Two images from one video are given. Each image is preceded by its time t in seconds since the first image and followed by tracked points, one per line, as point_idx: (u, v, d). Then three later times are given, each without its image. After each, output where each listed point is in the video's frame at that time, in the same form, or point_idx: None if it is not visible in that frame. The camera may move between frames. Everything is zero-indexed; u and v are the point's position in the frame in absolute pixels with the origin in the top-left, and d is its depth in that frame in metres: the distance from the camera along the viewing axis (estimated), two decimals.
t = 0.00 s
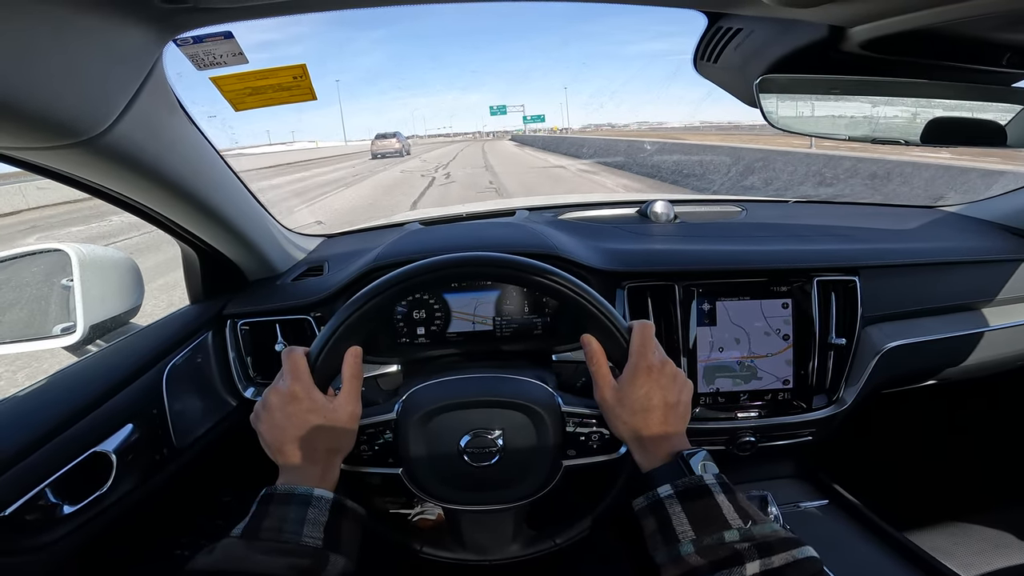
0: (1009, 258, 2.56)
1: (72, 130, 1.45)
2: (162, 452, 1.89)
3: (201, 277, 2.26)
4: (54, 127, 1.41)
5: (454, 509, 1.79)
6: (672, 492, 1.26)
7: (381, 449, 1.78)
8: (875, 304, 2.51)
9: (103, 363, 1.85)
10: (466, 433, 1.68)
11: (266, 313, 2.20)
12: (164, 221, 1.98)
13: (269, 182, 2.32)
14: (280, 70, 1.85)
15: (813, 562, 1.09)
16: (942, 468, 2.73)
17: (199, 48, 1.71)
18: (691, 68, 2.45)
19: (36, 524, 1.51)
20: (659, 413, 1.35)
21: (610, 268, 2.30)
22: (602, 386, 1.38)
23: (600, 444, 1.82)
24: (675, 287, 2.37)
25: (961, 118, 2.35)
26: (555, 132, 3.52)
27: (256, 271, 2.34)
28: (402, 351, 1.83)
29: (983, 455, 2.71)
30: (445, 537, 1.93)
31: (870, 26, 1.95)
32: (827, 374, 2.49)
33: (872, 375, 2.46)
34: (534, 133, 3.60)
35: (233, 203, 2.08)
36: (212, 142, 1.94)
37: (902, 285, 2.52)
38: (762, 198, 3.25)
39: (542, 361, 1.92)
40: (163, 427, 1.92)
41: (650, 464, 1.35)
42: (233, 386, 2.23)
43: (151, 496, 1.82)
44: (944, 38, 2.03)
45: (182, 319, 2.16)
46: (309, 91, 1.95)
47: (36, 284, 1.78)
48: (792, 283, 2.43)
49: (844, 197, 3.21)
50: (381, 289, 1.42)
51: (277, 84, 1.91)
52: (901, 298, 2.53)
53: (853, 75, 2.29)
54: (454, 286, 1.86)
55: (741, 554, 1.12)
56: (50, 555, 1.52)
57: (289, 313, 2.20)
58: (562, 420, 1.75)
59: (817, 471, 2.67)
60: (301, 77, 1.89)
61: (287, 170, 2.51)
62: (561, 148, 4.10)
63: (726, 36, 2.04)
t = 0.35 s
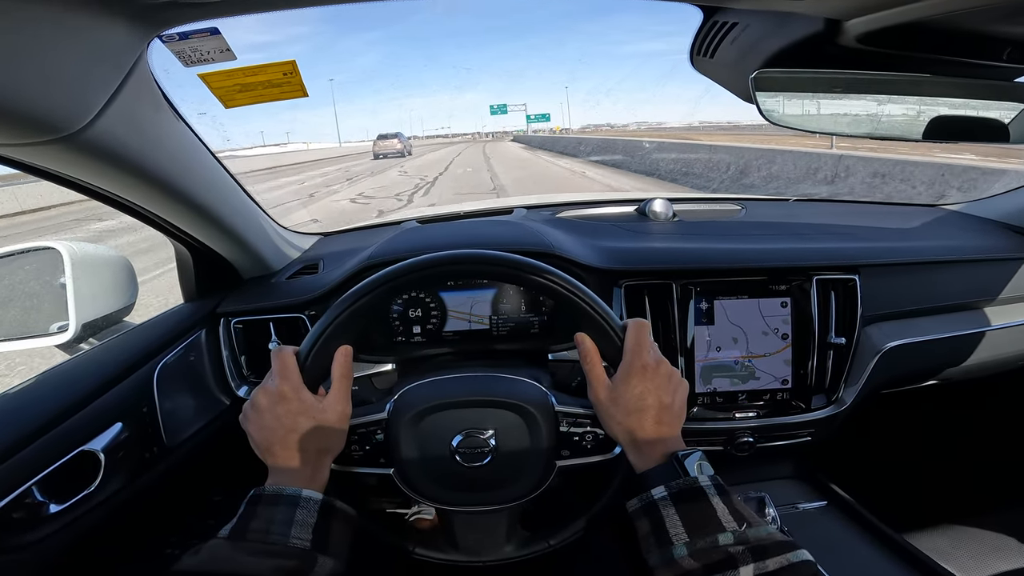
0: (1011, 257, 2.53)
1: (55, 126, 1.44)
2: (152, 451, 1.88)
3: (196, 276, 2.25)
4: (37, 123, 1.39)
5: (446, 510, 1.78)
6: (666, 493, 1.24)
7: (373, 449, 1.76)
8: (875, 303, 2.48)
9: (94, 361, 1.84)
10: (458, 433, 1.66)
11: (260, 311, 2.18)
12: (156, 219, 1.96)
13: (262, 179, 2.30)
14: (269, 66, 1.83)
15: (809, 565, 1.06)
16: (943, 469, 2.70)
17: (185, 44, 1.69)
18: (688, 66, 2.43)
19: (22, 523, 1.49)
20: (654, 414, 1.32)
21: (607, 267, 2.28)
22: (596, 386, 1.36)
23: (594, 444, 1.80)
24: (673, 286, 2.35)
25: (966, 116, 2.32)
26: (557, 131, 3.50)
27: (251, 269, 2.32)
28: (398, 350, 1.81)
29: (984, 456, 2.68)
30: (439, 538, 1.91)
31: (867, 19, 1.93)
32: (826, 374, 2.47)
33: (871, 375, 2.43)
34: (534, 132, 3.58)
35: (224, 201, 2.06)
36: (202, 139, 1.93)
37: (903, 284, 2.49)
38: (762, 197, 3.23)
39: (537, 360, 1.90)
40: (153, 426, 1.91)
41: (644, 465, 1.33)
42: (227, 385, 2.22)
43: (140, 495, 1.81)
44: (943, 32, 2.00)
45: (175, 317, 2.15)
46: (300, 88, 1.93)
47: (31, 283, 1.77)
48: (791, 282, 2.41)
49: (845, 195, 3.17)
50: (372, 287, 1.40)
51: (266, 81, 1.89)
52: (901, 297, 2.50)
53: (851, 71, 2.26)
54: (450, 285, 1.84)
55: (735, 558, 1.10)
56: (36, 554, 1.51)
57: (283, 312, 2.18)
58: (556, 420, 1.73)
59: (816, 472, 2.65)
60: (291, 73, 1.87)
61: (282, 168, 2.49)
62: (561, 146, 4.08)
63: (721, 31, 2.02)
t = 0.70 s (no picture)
0: (1014, 255, 2.52)
1: (50, 129, 1.44)
2: (152, 453, 1.88)
3: (196, 278, 2.25)
4: (31, 126, 1.40)
5: (446, 510, 1.78)
6: (665, 493, 1.23)
7: (372, 451, 1.76)
8: (876, 302, 2.47)
9: (94, 364, 1.84)
10: (458, 434, 1.65)
11: (260, 313, 2.19)
12: (154, 221, 1.97)
13: (260, 181, 2.30)
14: (264, 69, 1.83)
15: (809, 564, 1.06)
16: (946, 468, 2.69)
17: (179, 47, 1.69)
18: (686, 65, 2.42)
19: (24, 524, 1.50)
20: (652, 413, 1.32)
21: (607, 267, 2.27)
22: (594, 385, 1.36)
23: (593, 444, 1.80)
24: (673, 286, 2.34)
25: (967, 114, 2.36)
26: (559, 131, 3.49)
27: (251, 271, 2.33)
28: (397, 351, 1.83)
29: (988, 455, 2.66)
30: (440, 539, 1.91)
31: (862, 16, 1.91)
32: (828, 373, 2.46)
33: (873, 374, 2.42)
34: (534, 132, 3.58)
35: (222, 202, 2.06)
36: (197, 140, 1.93)
37: (904, 283, 2.48)
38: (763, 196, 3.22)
39: (536, 360, 1.90)
40: (153, 428, 1.91)
41: (643, 465, 1.32)
42: (227, 386, 2.22)
43: (141, 497, 1.81)
44: (941, 29, 1.98)
45: (175, 320, 2.16)
46: (296, 89, 1.94)
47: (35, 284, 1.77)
48: (792, 281, 2.40)
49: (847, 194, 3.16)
50: (370, 288, 1.40)
51: (262, 83, 1.89)
52: (902, 296, 2.49)
53: (849, 69, 2.25)
54: (450, 285, 1.85)
55: (734, 558, 1.09)
56: (37, 555, 1.51)
57: (283, 313, 2.18)
58: (555, 421, 1.73)
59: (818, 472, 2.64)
60: (287, 75, 1.88)
61: (282, 169, 2.49)
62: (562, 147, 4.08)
63: (717, 29, 2.01)
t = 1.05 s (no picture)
0: (1018, 255, 2.52)
1: (62, 132, 1.46)
2: (161, 454, 1.90)
3: (202, 279, 2.27)
4: (43, 130, 1.42)
5: (453, 510, 1.78)
6: (671, 492, 1.24)
7: (379, 452, 1.77)
8: (880, 303, 2.48)
9: (102, 366, 1.85)
10: (464, 434, 1.66)
11: (266, 314, 2.20)
12: (161, 222, 1.98)
13: (266, 183, 2.32)
14: (273, 71, 1.85)
15: (814, 563, 1.07)
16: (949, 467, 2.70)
17: (190, 50, 1.70)
18: (691, 66, 2.43)
19: (35, 524, 1.51)
20: (659, 414, 1.33)
21: (611, 267, 2.28)
22: (600, 386, 1.36)
23: (599, 444, 1.81)
24: (678, 287, 2.35)
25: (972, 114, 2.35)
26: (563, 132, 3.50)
27: (257, 272, 2.34)
28: (402, 352, 1.84)
29: (991, 454, 2.67)
30: (448, 539, 1.90)
31: (868, 19, 1.92)
32: (832, 373, 2.46)
33: (878, 374, 2.43)
34: (538, 133, 3.59)
35: (229, 204, 2.07)
36: (207, 142, 1.94)
37: (908, 283, 2.48)
38: (767, 197, 3.22)
39: (541, 360, 1.91)
40: (162, 429, 1.92)
41: (649, 464, 1.33)
42: (234, 387, 2.23)
43: (149, 497, 1.83)
44: (946, 31, 1.99)
45: (182, 321, 2.17)
46: (304, 91, 1.95)
47: (40, 288, 1.78)
48: (796, 282, 2.40)
49: (850, 194, 3.17)
50: (378, 290, 1.41)
51: (271, 85, 1.90)
52: (906, 297, 2.49)
53: (854, 70, 2.26)
54: (455, 286, 1.85)
55: (741, 556, 1.10)
56: (48, 556, 1.52)
57: (289, 315, 2.19)
58: (561, 421, 1.74)
59: (822, 472, 2.65)
60: (295, 78, 1.89)
61: (288, 171, 2.51)
62: (565, 148, 4.08)
63: (723, 31, 2.01)
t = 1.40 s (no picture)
0: (1019, 255, 2.51)
1: (62, 135, 1.46)
2: (161, 455, 1.90)
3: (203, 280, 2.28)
4: (43, 133, 1.42)
5: (453, 512, 1.78)
6: (670, 494, 1.24)
7: (379, 453, 1.77)
8: (880, 304, 2.47)
9: (103, 367, 1.86)
10: (463, 436, 1.66)
11: (266, 315, 2.20)
12: (161, 224, 1.98)
13: (266, 184, 2.32)
14: (272, 72, 1.85)
15: (814, 565, 1.07)
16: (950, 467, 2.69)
17: (188, 52, 1.70)
18: (690, 67, 2.43)
19: (35, 526, 1.51)
20: (658, 416, 1.33)
21: (611, 268, 2.28)
22: (600, 387, 1.36)
23: (599, 445, 1.80)
24: (678, 288, 2.34)
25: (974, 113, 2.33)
26: (565, 133, 3.50)
27: (258, 273, 2.35)
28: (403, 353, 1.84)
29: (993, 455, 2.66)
30: (448, 541, 1.90)
31: (868, 19, 1.92)
32: (833, 374, 2.46)
33: (879, 376, 2.43)
34: (538, 134, 3.59)
35: (229, 205, 2.07)
36: (206, 143, 1.94)
37: (909, 284, 2.48)
38: (768, 198, 3.22)
39: (541, 362, 1.91)
40: (163, 430, 1.93)
41: (649, 467, 1.33)
42: (234, 389, 2.24)
43: (150, 498, 1.83)
44: (945, 31, 1.98)
45: (183, 322, 2.17)
46: (303, 92, 1.95)
47: (41, 288, 1.79)
48: (797, 282, 2.40)
49: (851, 195, 3.16)
50: (376, 291, 1.41)
51: (270, 87, 1.91)
52: (907, 297, 2.49)
53: (854, 71, 2.25)
54: (455, 287, 1.85)
55: (740, 558, 1.10)
56: (49, 557, 1.53)
57: (290, 316, 2.20)
58: (561, 423, 1.74)
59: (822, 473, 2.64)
60: (294, 79, 1.89)
61: (289, 173, 2.51)
62: (566, 149, 4.08)
63: (721, 31, 2.01)
